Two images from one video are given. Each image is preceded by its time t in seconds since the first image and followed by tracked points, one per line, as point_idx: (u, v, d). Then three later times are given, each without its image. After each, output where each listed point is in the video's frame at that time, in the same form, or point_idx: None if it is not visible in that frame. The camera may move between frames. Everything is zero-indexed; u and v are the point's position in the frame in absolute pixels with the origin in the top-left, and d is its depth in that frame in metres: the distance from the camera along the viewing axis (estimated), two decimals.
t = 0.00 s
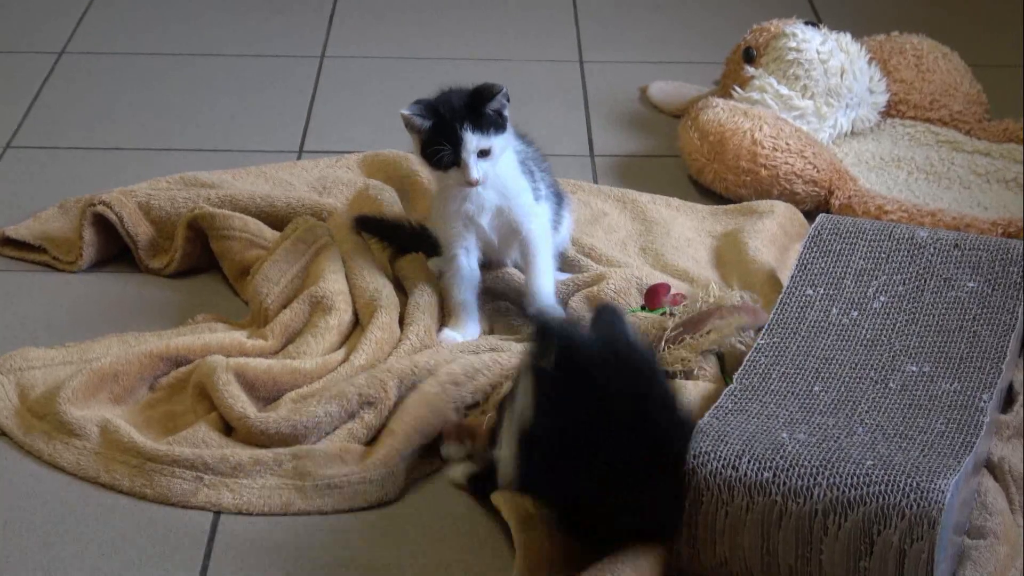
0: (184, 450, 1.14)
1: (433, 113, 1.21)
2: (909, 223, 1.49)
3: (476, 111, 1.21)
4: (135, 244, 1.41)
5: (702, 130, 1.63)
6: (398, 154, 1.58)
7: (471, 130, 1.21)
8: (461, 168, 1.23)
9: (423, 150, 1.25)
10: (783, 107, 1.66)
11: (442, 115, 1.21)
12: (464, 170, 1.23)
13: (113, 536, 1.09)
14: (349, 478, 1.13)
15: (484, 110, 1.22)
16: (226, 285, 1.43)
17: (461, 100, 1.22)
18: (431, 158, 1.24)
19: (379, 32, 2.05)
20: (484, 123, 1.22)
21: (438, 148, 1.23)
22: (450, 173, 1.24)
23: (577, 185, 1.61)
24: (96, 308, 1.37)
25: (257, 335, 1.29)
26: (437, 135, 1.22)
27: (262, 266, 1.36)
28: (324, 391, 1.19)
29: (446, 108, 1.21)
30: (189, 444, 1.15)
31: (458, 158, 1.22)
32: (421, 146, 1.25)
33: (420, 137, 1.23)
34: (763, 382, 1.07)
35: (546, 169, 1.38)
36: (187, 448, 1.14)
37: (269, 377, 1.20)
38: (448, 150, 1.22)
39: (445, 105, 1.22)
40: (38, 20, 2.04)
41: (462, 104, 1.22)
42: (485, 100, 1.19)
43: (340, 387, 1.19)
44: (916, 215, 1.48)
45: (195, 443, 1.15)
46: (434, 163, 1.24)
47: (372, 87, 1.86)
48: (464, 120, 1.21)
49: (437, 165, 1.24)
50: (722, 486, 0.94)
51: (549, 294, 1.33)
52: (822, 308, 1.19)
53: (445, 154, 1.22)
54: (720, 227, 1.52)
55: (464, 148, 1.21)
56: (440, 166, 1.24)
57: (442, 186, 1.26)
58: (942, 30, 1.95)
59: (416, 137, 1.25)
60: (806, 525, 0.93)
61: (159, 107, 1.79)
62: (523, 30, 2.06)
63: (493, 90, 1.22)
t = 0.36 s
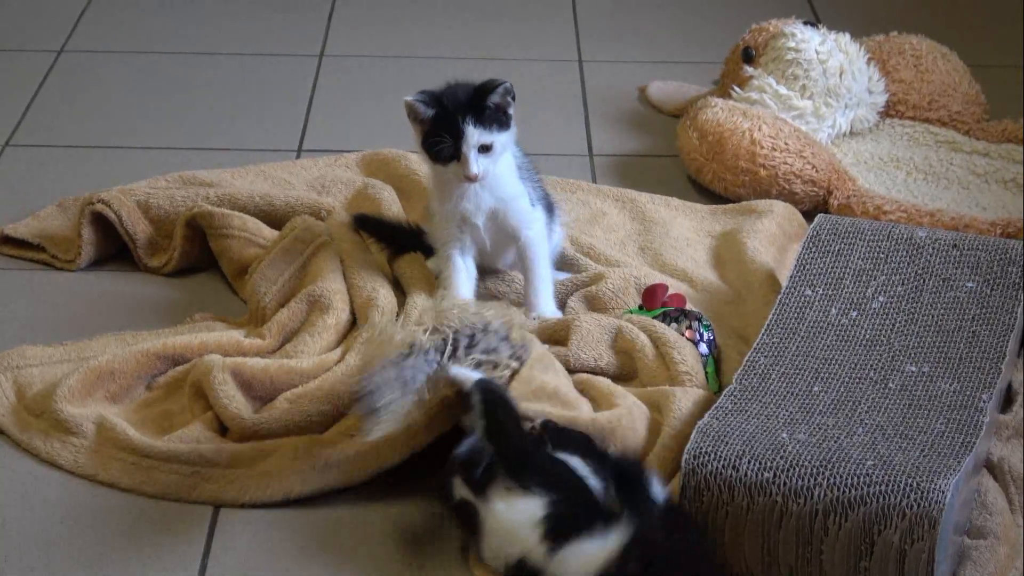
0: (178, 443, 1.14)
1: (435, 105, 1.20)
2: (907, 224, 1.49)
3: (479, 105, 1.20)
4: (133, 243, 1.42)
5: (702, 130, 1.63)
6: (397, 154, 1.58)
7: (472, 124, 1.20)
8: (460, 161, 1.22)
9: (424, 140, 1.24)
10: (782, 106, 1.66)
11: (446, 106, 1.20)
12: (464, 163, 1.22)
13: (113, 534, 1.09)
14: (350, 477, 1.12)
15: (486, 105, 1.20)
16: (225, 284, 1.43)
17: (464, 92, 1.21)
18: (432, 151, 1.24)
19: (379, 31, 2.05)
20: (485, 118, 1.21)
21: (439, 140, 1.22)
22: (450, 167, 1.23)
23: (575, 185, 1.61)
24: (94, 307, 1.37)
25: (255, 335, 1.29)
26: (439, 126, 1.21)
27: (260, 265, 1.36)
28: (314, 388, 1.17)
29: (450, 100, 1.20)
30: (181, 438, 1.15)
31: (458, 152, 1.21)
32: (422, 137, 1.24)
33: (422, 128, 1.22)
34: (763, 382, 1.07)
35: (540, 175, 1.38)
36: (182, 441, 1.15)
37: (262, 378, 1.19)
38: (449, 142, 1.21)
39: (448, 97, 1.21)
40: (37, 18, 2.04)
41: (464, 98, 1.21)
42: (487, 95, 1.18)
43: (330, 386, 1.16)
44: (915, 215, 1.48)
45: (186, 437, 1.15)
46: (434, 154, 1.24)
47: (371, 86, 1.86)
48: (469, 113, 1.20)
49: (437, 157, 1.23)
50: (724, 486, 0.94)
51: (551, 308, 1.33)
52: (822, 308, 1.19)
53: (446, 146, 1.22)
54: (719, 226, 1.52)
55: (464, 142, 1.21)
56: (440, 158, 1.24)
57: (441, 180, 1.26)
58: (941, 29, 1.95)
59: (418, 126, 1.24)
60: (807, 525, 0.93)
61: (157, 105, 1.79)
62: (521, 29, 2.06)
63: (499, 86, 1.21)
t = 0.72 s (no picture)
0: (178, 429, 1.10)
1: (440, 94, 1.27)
2: (910, 222, 1.49)
3: (483, 95, 1.26)
4: (135, 238, 1.41)
5: (704, 128, 1.63)
6: (400, 150, 1.58)
7: (476, 113, 1.27)
8: (461, 148, 1.28)
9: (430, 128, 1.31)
10: (784, 104, 1.66)
11: (448, 95, 1.27)
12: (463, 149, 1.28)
13: (111, 529, 1.07)
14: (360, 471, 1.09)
15: (489, 95, 1.27)
16: (227, 279, 1.43)
17: (469, 84, 1.28)
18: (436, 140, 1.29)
19: (381, 29, 2.05)
20: (488, 108, 1.27)
21: (442, 129, 1.28)
22: (452, 154, 1.29)
23: (578, 182, 1.61)
24: (97, 303, 1.36)
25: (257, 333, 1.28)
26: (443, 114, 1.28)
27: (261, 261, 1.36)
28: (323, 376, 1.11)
29: (453, 89, 1.28)
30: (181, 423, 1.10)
31: (459, 137, 1.27)
32: (427, 127, 1.30)
33: (427, 117, 1.29)
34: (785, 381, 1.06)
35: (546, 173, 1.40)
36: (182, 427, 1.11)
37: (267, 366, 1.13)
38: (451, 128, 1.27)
39: (454, 88, 1.28)
40: (40, 15, 2.04)
41: (469, 89, 1.27)
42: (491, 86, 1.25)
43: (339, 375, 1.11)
44: (918, 213, 1.48)
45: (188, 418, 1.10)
46: (438, 142, 1.30)
47: (373, 83, 1.86)
48: (469, 102, 1.27)
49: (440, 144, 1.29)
50: (759, 486, 0.92)
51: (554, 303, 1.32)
52: (833, 307, 1.19)
53: (449, 134, 1.28)
54: (720, 224, 1.52)
55: (467, 129, 1.26)
56: (444, 145, 1.30)
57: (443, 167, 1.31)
58: (942, 28, 1.95)
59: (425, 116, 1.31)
60: (845, 526, 0.90)
61: (160, 102, 1.79)
62: (523, 27, 2.07)
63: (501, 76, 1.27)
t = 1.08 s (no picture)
0: (170, 431, 1.08)
1: (448, 88, 1.24)
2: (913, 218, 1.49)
3: (490, 91, 1.23)
4: (137, 231, 1.41)
5: (707, 124, 1.63)
6: (403, 145, 1.58)
7: (485, 107, 1.24)
8: (469, 144, 1.25)
9: (434, 123, 1.27)
10: (787, 100, 1.66)
11: (456, 91, 1.23)
12: (472, 146, 1.25)
13: (110, 518, 1.06)
14: (358, 477, 1.06)
15: (498, 89, 1.24)
16: (228, 271, 1.43)
17: (475, 78, 1.25)
18: (444, 135, 1.26)
19: (384, 24, 2.05)
20: (496, 102, 1.24)
21: (450, 123, 1.25)
22: (460, 150, 1.26)
23: (581, 178, 1.61)
24: (99, 296, 1.36)
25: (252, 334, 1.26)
26: (449, 109, 1.25)
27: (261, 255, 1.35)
28: (318, 391, 1.08)
29: (459, 83, 1.24)
30: (175, 424, 1.09)
31: (467, 134, 1.24)
32: (433, 122, 1.27)
33: (433, 111, 1.25)
34: (801, 380, 1.07)
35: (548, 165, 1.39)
36: (173, 431, 1.08)
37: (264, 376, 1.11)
38: (459, 123, 1.24)
39: (460, 82, 1.24)
40: (42, 9, 2.04)
41: (477, 82, 1.24)
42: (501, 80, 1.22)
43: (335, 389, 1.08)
44: (920, 209, 1.48)
45: (184, 419, 1.08)
46: (444, 137, 1.27)
47: (376, 78, 1.86)
48: (476, 98, 1.23)
49: (448, 140, 1.26)
50: (786, 487, 0.94)
51: (557, 298, 1.32)
52: (842, 303, 1.19)
53: (457, 129, 1.25)
54: (723, 219, 1.52)
55: (476, 125, 1.23)
56: (451, 141, 1.27)
57: (450, 163, 1.29)
58: (946, 24, 1.95)
59: (428, 110, 1.27)
60: (872, 523, 0.93)
61: (162, 96, 1.79)
62: (527, 22, 2.06)
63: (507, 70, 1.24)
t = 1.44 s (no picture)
0: (175, 433, 1.08)
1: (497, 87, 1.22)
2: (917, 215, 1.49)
3: (531, 88, 1.25)
4: (141, 228, 1.41)
5: (711, 120, 1.63)
6: (407, 142, 1.58)
7: (528, 105, 1.24)
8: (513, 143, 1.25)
9: (473, 124, 1.24)
10: (791, 97, 1.66)
11: (503, 89, 1.22)
12: (516, 144, 1.25)
13: (113, 513, 1.06)
14: (364, 481, 1.06)
15: (535, 86, 1.26)
16: (231, 268, 1.43)
17: (511, 76, 1.25)
18: (488, 134, 1.24)
19: (388, 21, 2.05)
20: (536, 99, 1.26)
21: (498, 123, 1.23)
22: (505, 150, 1.25)
23: (585, 174, 1.61)
24: (103, 292, 1.36)
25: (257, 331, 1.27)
26: (494, 109, 1.23)
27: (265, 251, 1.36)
28: (321, 396, 1.08)
29: (504, 82, 1.23)
30: (180, 425, 1.09)
31: (515, 132, 1.24)
32: (476, 122, 1.23)
33: (478, 111, 1.23)
34: (805, 377, 1.07)
35: (551, 162, 1.39)
36: (180, 431, 1.08)
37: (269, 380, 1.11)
38: (506, 122, 1.23)
39: (501, 80, 1.24)
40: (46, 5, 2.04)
41: (516, 80, 1.24)
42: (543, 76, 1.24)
43: (338, 394, 1.08)
44: (924, 206, 1.48)
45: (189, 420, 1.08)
46: (484, 138, 1.24)
47: (380, 75, 1.86)
48: (522, 95, 1.23)
49: (492, 139, 1.24)
50: (789, 484, 0.93)
51: (561, 295, 1.33)
52: (845, 300, 1.19)
53: (504, 128, 1.24)
54: (726, 216, 1.52)
55: (525, 122, 1.24)
56: (492, 141, 1.25)
57: (487, 163, 1.27)
58: (951, 23, 1.95)
59: (467, 111, 1.24)
60: (875, 521, 0.92)
61: (166, 92, 1.79)
62: (530, 19, 2.06)
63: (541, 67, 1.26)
